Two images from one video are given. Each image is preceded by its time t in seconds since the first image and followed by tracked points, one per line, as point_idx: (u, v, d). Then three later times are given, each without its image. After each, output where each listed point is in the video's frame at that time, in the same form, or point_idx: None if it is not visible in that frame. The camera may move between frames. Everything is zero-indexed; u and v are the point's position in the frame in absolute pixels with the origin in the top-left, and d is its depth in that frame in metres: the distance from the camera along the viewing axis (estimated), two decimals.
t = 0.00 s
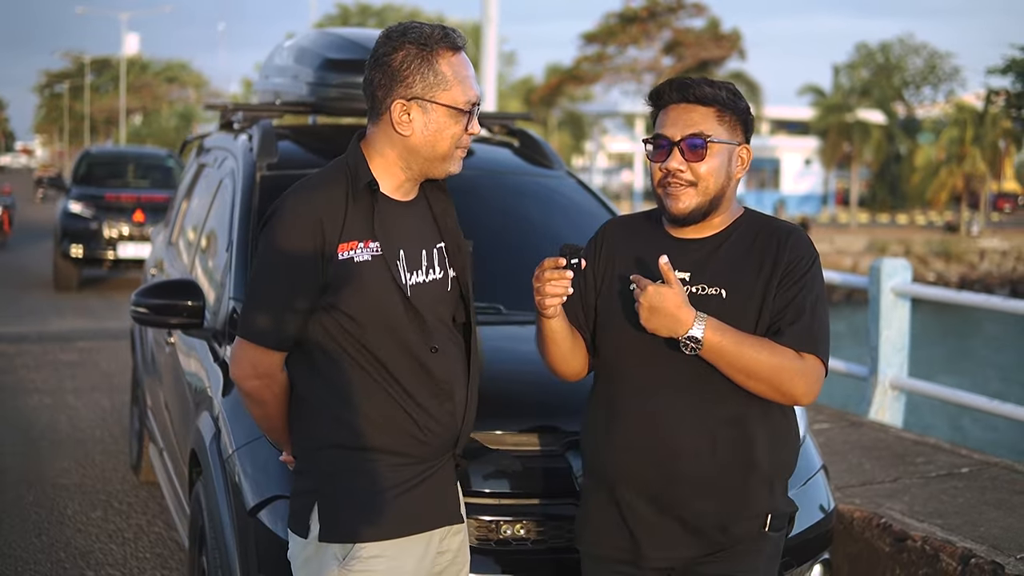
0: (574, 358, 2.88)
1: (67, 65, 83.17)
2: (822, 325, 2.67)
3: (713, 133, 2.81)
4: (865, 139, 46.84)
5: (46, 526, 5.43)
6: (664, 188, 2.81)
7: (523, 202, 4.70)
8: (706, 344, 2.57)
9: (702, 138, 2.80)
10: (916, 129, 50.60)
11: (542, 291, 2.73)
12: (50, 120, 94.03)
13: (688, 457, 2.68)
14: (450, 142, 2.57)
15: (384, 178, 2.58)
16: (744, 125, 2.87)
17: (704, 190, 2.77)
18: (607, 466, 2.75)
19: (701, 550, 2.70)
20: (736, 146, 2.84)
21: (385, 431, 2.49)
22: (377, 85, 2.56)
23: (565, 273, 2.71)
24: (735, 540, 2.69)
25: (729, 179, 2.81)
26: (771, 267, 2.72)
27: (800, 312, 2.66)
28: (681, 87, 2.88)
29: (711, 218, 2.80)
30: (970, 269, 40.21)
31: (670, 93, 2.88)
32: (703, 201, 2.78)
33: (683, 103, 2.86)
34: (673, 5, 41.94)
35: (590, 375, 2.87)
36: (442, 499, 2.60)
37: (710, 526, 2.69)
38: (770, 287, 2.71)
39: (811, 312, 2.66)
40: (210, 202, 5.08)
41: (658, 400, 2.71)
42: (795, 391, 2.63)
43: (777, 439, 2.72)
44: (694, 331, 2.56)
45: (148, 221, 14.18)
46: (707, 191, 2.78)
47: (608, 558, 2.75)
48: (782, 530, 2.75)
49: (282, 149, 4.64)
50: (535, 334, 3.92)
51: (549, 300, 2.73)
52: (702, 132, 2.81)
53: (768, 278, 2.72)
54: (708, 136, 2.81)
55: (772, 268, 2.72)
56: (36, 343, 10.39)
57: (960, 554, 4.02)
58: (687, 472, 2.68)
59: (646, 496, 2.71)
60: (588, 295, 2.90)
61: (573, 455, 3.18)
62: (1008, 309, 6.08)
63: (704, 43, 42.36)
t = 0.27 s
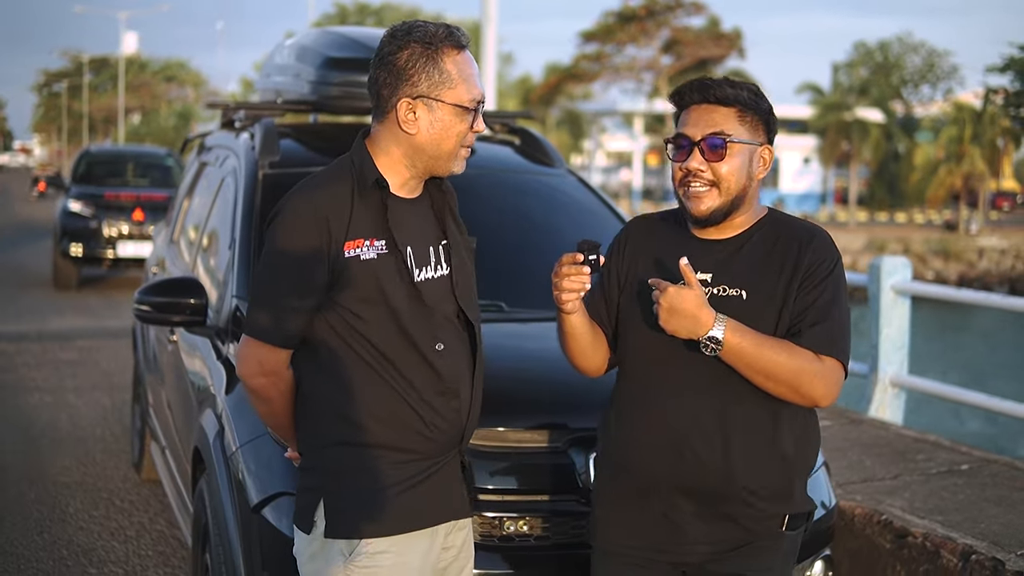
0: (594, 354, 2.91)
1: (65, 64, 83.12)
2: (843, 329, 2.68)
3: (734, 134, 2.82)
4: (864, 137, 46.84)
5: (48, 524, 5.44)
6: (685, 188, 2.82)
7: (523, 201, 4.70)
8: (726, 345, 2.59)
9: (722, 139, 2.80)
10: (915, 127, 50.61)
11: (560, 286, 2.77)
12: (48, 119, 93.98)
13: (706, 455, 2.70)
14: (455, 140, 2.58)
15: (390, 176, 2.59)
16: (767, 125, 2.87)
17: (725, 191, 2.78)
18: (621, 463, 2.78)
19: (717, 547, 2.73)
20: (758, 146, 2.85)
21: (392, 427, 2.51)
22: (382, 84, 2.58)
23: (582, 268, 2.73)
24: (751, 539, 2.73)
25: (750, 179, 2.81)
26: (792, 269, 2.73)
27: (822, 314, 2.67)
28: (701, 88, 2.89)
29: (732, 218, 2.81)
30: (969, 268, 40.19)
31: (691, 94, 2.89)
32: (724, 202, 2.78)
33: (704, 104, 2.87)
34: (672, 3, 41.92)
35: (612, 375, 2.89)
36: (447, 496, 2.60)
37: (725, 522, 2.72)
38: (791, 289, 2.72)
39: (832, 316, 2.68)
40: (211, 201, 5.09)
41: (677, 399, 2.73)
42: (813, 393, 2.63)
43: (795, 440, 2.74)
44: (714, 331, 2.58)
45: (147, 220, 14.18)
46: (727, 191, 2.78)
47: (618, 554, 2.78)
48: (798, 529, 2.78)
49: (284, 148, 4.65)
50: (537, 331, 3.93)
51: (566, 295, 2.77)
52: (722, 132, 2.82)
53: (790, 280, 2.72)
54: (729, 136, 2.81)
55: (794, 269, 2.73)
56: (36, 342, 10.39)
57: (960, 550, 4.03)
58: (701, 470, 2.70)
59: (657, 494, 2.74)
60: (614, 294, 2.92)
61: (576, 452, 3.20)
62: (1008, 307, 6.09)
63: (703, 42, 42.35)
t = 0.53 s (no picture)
0: (602, 350, 2.92)
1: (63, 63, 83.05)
2: (856, 330, 2.69)
3: (740, 133, 2.82)
4: (862, 137, 46.84)
5: (48, 522, 5.44)
6: (686, 182, 2.85)
7: (523, 198, 4.71)
8: (752, 336, 2.59)
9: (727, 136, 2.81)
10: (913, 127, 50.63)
11: (564, 280, 2.77)
12: (46, 118, 93.83)
13: (712, 452, 2.71)
14: (456, 136, 2.59)
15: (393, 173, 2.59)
16: (779, 128, 2.86)
17: (722, 188, 2.79)
18: (627, 459, 2.80)
19: (721, 544, 2.75)
20: (766, 148, 2.84)
21: (394, 424, 2.51)
22: (382, 81, 2.58)
23: (586, 262, 2.74)
24: (754, 538, 2.74)
25: (753, 181, 2.81)
26: (805, 269, 2.74)
27: (835, 315, 2.68)
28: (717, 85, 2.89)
29: (731, 216, 2.82)
30: (967, 267, 40.19)
31: (706, 89, 2.90)
32: (722, 199, 2.79)
33: (717, 99, 2.88)
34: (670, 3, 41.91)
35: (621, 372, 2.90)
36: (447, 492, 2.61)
37: (729, 520, 2.73)
38: (804, 291, 2.72)
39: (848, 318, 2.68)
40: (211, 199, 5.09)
41: (683, 396, 2.74)
42: (830, 395, 2.64)
43: (802, 436, 2.75)
44: (742, 316, 2.58)
45: (146, 219, 14.19)
46: (726, 189, 2.79)
47: (622, 550, 2.80)
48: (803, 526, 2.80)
49: (284, 146, 4.65)
50: (537, 329, 3.94)
51: (568, 288, 2.78)
52: (729, 130, 2.82)
53: (803, 282, 2.73)
54: (734, 135, 2.81)
55: (806, 269, 2.74)
56: (35, 341, 10.39)
57: (960, 548, 4.04)
58: (706, 466, 2.72)
59: (661, 490, 2.75)
60: (623, 290, 2.93)
61: (576, 449, 3.21)
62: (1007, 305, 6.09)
63: (701, 41, 42.35)
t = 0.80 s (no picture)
0: (604, 345, 2.93)
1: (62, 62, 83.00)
2: (863, 332, 2.70)
3: (740, 135, 2.82)
4: (861, 136, 46.84)
5: (47, 520, 5.44)
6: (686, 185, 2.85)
7: (523, 197, 4.71)
8: (789, 346, 2.57)
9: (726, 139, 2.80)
10: (912, 125, 50.64)
11: (562, 277, 2.77)
12: (45, 117, 93.79)
13: (713, 450, 2.71)
14: (456, 132, 2.59)
15: (393, 171, 2.59)
16: (780, 128, 2.85)
17: (722, 192, 2.79)
18: (629, 456, 2.80)
19: (723, 541, 2.75)
20: (766, 149, 2.83)
21: (394, 421, 2.51)
22: (380, 79, 2.58)
23: (583, 259, 2.73)
24: (754, 535, 2.74)
25: (755, 182, 2.80)
26: (811, 270, 2.74)
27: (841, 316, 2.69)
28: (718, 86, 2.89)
29: (732, 218, 2.82)
30: (966, 266, 40.18)
31: (706, 91, 2.89)
32: (722, 203, 2.80)
33: (718, 101, 2.87)
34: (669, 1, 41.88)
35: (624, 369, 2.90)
36: (447, 489, 2.61)
37: (730, 517, 2.73)
38: (811, 291, 2.73)
39: (854, 320, 2.69)
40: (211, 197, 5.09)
41: (685, 393, 2.74)
42: (850, 397, 2.67)
43: (804, 434, 2.75)
44: (783, 330, 2.55)
45: (145, 218, 14.19)
46: (726, 192, 2.79)
47: (623, 547, 2.80)
48: (804, 524, 2.80)
49: (284, 144, 4.65)
50: (536, 327, 3.94)
51: (565, 284, 2.77)
52: (729, 132, 2.82)
53: (810, 283, 2.74)
54: (734, 138, 2.81)
55: (812, 270, 2.74)
56: (34, 340, 10.39)
57: (960, 545, 4.05)
58: (707, 463, 2.72)
59: (662, 487, 2.76)
60: (627, 287, 2.94)
61: (576, 446, 3.22)
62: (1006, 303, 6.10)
63: (700, 40, 42.33)
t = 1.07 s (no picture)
0: (606, 346, 2.91)
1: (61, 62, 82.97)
2: (867, 337, 2.69)
3: (739, 136, 2.82)
4: (861, 135, 46.82)
5: (47, 519, 5.43)
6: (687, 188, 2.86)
7: (522, 196, 4.70)
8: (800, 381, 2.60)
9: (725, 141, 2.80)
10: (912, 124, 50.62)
11: (556, 281, 2.75)
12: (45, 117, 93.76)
13: (714, 449, 2.71)
14: (454, 129, 2.58)
15: (393, 168, 2.59)
16: (779, 128, 2.85)
17: (723, 193, 2.79)
18: (630, 454, 2.80)
19: (723, 540, 2.74)
20: (766, 149, 2.83)
21: (394, 420, 2.51)
22: (378, 77, 2.58)
23: (573, 261, 2.73)
24: (755, 534, 2.74)
25: (755, 182, 2.80)
26: (814, 273, 2.73)
27: (846, 321, 2.69)
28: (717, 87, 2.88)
29: (734, 219, 2.82)
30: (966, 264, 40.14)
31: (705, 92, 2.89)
32: (723, 204, 2.80)
33: (716, 102, 2.87)
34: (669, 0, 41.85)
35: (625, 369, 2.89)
36: (449, 489, 2.61)
37: (731, 516, 2.73)
38: (813, 291, 2.72)
39: (858, 322, 2.68)
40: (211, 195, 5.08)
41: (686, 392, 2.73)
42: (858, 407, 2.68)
43: (805, 434, 2.75)
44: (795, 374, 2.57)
45: (145, 217, 14.18)
46: (726, 194, 2.79)
47: (625, 546, 2.80)
48: (805, 524, 2.79)
49: (285, 143, 4.64)
50: (537, 325, 3.94)
51: (559, 288, 2.76)
52: (728, 133, 2.81)
53: (812, 283, 2.72)
54: (733, 139, 2.81)
55: (816, 272, 2.73)
56: (33, 339, 10.38)
57: (960, 544, 4.04)
58: (707, 462, 2.71)
59: (662, 486, 2.75)
60: (628, 286, 2.93)
61: (576, 445, 3.21)
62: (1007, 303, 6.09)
63: (700, 39, 42.30)
